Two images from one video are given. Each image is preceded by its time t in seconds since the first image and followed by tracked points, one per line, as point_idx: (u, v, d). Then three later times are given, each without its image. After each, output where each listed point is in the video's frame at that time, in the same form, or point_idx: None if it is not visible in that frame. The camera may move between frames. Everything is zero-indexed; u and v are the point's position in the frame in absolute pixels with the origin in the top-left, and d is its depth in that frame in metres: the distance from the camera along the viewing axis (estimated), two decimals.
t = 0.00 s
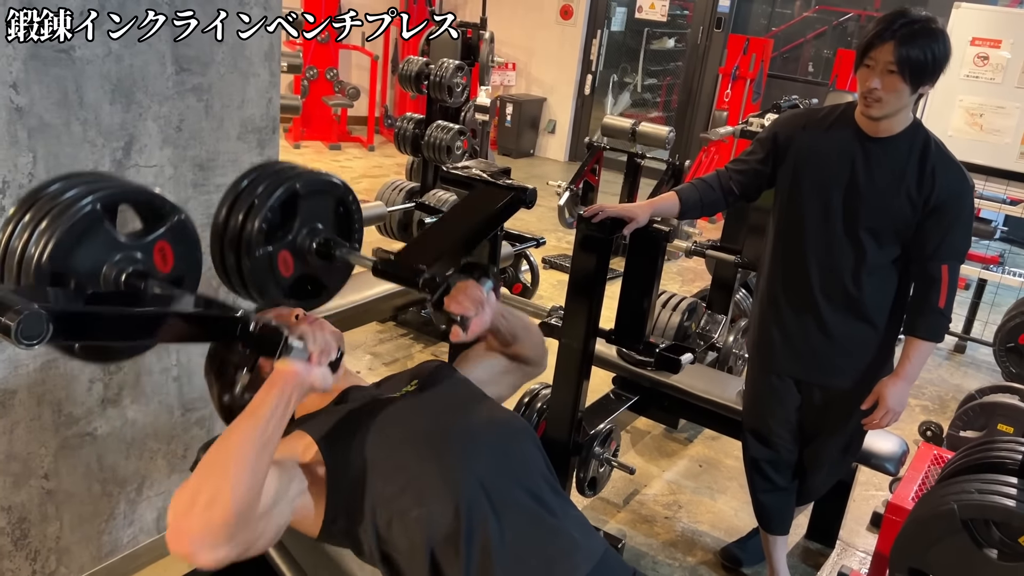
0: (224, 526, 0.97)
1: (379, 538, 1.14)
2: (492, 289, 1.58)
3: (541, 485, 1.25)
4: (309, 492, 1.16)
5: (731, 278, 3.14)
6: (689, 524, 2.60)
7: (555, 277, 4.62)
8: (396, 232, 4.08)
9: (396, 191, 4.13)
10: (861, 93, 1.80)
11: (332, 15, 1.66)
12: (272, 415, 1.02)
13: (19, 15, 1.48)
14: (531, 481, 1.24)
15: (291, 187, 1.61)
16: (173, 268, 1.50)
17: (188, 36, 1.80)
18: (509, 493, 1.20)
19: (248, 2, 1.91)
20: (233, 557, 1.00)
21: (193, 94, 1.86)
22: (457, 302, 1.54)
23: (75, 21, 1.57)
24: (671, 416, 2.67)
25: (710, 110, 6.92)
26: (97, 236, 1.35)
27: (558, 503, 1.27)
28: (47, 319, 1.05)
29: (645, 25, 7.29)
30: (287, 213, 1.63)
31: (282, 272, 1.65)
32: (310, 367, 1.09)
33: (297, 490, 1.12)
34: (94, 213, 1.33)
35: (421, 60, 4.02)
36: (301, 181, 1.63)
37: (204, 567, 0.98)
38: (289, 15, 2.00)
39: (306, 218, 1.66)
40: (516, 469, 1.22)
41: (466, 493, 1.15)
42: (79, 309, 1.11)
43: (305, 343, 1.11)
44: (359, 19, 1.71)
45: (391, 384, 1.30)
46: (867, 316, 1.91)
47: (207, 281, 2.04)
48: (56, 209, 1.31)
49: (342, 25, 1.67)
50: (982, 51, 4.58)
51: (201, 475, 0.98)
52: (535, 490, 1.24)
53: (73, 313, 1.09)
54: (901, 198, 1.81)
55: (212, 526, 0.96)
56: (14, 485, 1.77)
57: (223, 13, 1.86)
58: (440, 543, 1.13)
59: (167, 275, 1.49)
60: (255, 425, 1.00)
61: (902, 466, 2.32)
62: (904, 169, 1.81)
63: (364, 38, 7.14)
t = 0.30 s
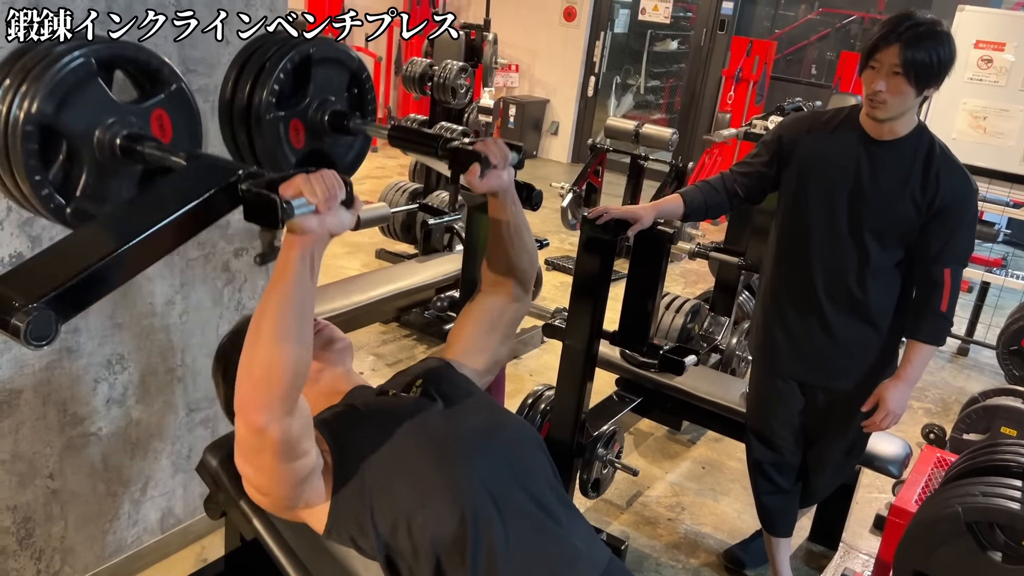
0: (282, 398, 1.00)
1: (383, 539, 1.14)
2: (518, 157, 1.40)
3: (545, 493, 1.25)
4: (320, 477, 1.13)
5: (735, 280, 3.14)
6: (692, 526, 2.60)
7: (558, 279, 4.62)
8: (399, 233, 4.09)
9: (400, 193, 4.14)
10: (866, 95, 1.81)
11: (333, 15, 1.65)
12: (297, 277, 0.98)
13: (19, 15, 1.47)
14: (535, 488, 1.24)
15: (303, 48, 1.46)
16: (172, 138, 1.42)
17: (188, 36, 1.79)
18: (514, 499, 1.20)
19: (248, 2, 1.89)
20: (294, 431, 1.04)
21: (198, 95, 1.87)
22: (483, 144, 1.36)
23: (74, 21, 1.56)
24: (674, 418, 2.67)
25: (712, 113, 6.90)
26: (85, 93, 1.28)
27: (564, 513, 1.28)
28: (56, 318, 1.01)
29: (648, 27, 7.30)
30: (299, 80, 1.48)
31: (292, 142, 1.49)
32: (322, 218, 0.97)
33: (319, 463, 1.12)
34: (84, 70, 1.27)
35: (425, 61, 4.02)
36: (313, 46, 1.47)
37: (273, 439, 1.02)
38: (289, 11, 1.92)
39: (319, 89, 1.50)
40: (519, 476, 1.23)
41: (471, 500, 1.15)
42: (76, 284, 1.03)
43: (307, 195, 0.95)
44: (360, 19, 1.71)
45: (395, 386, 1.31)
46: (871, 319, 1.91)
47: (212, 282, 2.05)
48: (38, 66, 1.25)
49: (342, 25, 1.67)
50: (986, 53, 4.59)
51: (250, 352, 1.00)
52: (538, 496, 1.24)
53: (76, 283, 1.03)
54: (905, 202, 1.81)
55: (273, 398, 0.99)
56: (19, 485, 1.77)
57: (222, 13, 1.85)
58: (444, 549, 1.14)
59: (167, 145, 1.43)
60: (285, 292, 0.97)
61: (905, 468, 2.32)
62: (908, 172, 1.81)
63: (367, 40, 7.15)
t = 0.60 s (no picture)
0: (252, 499, 0.98)
1: (386, 541, 1.14)
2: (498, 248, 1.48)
3: (550, 495, 1.26)
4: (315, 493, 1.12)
5: (736, 281, 3.14)
6: (694, 526, 2.60)
7: (559, 279, 4.62)
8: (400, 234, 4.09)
9: (401, 193, 4.14)
10: (868, 96, 1.81)
11: (333, 15, 1.65)
12: (294, 377, 1.04)
13: (20, 15, 1.47)
14: (540, 490, 1.24)
15: (294, 140, 1.47)
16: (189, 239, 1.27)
17: (189, 36, 1.79)
18: (519, 501, 1.20)
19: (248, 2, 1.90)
20: (263, 529, 1.01)
21: (201, 95, 1.87)
22: (463, 258, 1.45)
23: (74, 21, 1.57)
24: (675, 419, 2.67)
25: (714, 114, 6.88)
26: (111, 202, 1.19)
27: (569, 517, 1.28)
28: (61, 321, 1.07)
29: (649, 28, 7.30)
30: (288, 168, 1.48)
31: (280, 229, 1.48)
32: (329, 333, 1.09)
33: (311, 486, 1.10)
34: (109, 178, 1.19)
35: (426, 62, 4.02)
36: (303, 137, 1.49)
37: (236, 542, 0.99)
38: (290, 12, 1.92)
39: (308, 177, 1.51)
40: (523, 478, 1.22)
41: (474, 503, 1.15)
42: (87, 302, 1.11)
43: (319, 309, 1.09)
44: (360, 19, 1.71)
45: (403, 382, 1.29)
46: (873, 320, 1.91)
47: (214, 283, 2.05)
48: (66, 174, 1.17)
49: (343, 25, 1.67)
50: (987, 54, 4.58)
51: (225, 450, 0.99)
52: (544, 498, 1.24)
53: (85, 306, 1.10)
54: (907, 203, 1.81)
55: (240, 497, 0.97)
56: (21, 485, 1.77)
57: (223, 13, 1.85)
58: (447, 552, 1.13)
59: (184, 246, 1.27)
60: (273, 396, 1.02)
61: (907, 469, 2.32)
62: (910, 174, 1.81)
63: (368, 40, 7.15)
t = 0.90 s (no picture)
0: None
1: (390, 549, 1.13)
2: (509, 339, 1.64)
3: (550, 493, 1.25)
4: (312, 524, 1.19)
5: (736, 280, 3.14)
6: (694, 526, 2.60)
7: (559, 278, 4.62)
8: (400, 233, 4.09)
9: (401, 193, 4.14)
10: (869, 95, 1.80)
11: (333, 15, 1.65)
12: (249, 520, 1.07)
13: (20, 15, 1.47)
14: (540, 488, 1.24)
15: (319, 232, 2.06)
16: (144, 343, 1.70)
17: (189, 36, 1.79)
18: (520, 501, 1.20)
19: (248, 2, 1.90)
20: None
21: (200, 94, 1.86)
22: (482, 338, 1.59)
23: (75, 21, 1.56)
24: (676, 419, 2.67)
25: (715, 111, 6.86)
26: (71, 312, 1.56)
27: (569, 513, 1.28)
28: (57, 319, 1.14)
29: (649, 27, 7.29)
30: (320, 253, 2.10)
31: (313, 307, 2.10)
32: (280, 463, 1.09)
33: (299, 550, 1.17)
34: (64, 294, 1.54)
35: (426, 61, 4.02)
36: (334, 227, 2.10)
37: None
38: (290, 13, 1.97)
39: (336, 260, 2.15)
40: (523, 478, 1.22)
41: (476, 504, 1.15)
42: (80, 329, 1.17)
43: (267, 445, 1.07)
44: (360, 19, 1.71)
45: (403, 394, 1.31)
46: (874, 319, 1.91)
47: (213, 283, 2.05)
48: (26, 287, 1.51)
49: (343, 25, 1.67)
50: (988, 52, 4.58)
51: None
52: (544, 497, 1.24)
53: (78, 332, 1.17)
54: (907, 203, 1.81)
55: None
56: (21, 485, 1.77)
57: (222, 12, 1.85)
58: (452, 556, 1.13)
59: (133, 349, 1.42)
60: (232, 540, 1.05)
61: (908, 468, 2.31)
62: (910, 174, 1.80)
63: (368, 40, 7.15)
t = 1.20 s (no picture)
0: (254, 450, 0.97)
1: (378, 537, 1.14)
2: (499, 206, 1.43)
3: (541, 487, 1.25)
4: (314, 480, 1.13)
5: (736, 279, 3.14)
6: (694, 525, 2.60)
7: (559, 278, 4.62)
8: (400, 233, 4.08)
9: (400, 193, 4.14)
10: (867, 93, 1.80)
11: (332, 15, 1.64)
12: (295, 336, 1.04)
13: (19, 15, 1.47)
14: (533, 485, 1.24)
15: (295, 99, 1.27)
16: (184, 208, 1.17)
17: (188, 36, 1.79)
18: (510, 494, 1.20)
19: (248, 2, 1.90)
20: (262, 486, 1.00)
21: (198, 94, 1.86)
22: (464, 215, 1.38)
23: (74, 21, 1.56)
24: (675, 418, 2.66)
25: (714, 111, 6.87)
26: (105, 163, 1.07)
27: (560, 505, 1.27)
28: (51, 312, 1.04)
29: (648, 26, 7.29)
30: (289, 128, 1.29)
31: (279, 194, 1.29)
32: (328, 290, 1.07)
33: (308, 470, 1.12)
34: (104, 139, 1.05)
35: (425, 61, 4.01)
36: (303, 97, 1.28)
37: (237, 493, 0.98)
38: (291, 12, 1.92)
39: (307, 138, 1.31)
40: (514, 473, 1.22)
41: (465, 491, 1.14)
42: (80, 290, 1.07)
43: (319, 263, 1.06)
44: (359, 19, 1.71)
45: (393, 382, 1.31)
46: (874, 318, 1.90)
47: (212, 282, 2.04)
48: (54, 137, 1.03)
49: (342, 25, 1.66)
50: (987, 51, 4.58)
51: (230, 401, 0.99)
52: (535, 490, 1.24)
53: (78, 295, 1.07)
54: (907, 201, 1.81)
55: (244, 446, 0.96)
56: (20, 486, 1.76)
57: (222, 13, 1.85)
58: (439, 543, 1.13)
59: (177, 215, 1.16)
60: (275, 350, 1.02)
61: (907, 467, 2.31)
62: (910, 172, 1.80)
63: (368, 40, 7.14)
